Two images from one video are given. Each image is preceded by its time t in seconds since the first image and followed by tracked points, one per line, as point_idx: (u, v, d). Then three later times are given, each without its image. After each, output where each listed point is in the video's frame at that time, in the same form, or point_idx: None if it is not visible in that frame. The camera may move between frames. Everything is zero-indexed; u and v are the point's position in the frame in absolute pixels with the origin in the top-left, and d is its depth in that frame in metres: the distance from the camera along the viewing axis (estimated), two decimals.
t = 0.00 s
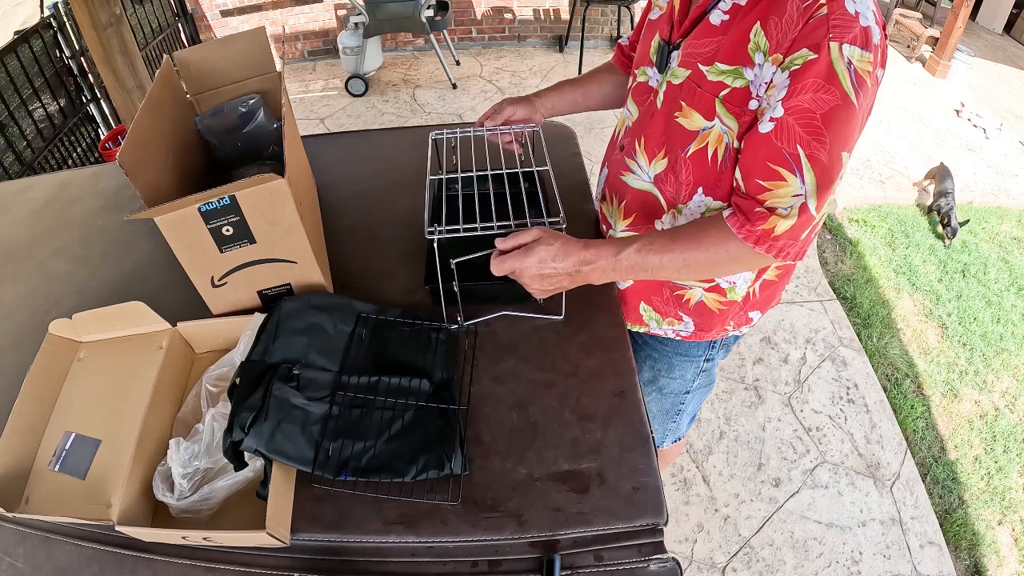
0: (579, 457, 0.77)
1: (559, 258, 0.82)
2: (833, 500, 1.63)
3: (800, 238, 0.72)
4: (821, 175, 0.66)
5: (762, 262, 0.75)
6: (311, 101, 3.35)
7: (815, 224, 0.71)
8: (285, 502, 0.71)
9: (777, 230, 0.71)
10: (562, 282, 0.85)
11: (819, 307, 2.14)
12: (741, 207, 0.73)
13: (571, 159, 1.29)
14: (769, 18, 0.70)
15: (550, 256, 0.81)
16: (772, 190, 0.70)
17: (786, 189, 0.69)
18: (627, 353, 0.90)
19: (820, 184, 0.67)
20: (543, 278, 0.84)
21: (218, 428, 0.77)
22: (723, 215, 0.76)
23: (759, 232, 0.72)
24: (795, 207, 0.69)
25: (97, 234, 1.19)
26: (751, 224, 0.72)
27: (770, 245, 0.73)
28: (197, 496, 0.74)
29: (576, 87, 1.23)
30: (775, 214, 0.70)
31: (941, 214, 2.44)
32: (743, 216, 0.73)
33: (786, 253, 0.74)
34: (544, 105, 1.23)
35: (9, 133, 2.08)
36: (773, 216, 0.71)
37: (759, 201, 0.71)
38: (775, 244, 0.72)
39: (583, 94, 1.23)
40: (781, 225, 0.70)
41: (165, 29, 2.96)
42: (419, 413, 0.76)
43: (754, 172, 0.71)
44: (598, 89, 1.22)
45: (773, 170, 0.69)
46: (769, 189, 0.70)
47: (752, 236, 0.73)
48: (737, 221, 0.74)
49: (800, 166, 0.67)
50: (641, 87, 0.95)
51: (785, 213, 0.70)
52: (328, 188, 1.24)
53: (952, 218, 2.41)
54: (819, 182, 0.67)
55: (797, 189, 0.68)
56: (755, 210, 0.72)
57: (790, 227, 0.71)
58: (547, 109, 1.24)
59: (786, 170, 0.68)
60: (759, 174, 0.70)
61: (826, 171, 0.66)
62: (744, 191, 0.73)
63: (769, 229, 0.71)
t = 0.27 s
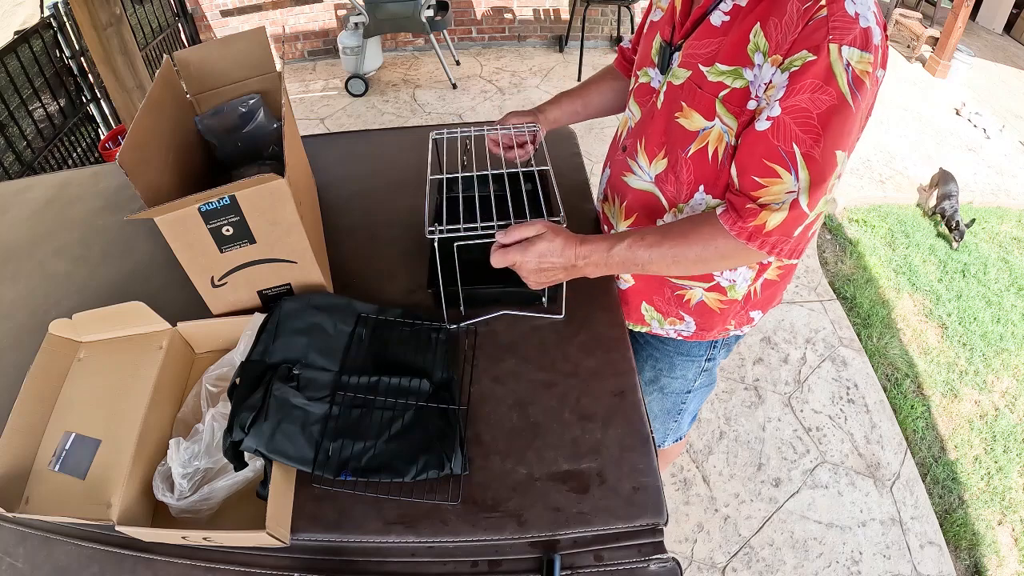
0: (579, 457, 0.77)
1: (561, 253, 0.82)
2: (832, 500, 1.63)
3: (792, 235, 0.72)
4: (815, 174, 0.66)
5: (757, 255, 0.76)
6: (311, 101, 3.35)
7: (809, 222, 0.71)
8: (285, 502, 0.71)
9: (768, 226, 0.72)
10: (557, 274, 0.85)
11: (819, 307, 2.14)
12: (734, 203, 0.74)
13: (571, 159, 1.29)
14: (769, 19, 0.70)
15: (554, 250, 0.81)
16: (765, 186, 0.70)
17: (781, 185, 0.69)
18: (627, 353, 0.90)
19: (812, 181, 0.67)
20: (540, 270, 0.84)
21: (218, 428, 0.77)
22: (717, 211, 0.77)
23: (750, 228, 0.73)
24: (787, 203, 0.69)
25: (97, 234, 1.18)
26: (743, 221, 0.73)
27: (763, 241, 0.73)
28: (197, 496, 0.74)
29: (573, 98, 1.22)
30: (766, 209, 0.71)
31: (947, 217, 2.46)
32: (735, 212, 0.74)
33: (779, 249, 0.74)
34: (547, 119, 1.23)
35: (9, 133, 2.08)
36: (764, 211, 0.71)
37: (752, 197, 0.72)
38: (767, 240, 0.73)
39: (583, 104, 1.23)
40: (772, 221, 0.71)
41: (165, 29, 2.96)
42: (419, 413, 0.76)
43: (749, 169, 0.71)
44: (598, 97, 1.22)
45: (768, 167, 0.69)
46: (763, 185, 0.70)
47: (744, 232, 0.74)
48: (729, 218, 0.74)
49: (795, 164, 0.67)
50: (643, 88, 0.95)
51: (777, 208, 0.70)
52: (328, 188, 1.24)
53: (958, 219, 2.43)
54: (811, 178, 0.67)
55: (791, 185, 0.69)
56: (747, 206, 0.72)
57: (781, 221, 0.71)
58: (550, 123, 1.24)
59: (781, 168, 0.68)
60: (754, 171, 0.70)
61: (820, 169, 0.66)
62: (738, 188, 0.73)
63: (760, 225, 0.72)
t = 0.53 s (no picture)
0: (579, 457, 0.77)
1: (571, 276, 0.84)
2: (833, 500, 1.63)
3: (802, 236, 0.72)
4: (821, 173, 0.66)
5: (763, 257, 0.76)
6: (311, 101, 3.35)
7: (817, 222, 0.71)
8: (286, 501, 0.71)
9: (777, 228, 0.71)
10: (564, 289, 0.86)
11: (819, 307, 2.14)
12: (740, 205, 0.74)
13: (570, 158, 1.29)
14: (769, 18, 0.70)
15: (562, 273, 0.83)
16: (773, 187, 0.70)
17: (788, 186, 0.69)
18: (627, 353, 0.90)
19: (820, 181, 0.67)
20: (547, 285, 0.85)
21: (218, 428, 0.77)
22: (724, 214, 0.77)
23: (759, 231, 0.73)
24: (795, 204, 0.69)
25: (97, 234, 1.18)
26: (751, 224, 0.73)
27: (772, 244, 0.73)
28: (197, 496, 0.74)
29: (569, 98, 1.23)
30: (775, 211, 0.71)
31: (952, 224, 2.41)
32: (742, 215, 0.73)
33: (789, 252, 0.74)
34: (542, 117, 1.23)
35: (9, 133, 2.08)
36: (773, 213, 0.71)
37: (759, 199, 0.72)
38: (777, 242, 0.73)
39: (579, 105, 1.23)
40: (781, 222, 0.71)
41: (165, 30, 2.97)
42: (419, 413, 0.76)
43: (754, 170, 0.71)
44: (594, 99, 1.22)
45: (774, 168, 0.69)
46: (770, 187, 0.70)
47: (753, 235, 0.73)
48: (737, 221, 0.74)
49: (801, 164, 0.67)
50: (643, 89, 0.95)
51: (785, 210, 0.70)
52: (328, 188, 1.24)
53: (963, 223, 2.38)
54: (818, 179, 0.67)
55: (798, 186, 0.68)
56: (755, 209, 0.72)
57: (789, 223, 0.71)
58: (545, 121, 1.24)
59: (787, 168, 0.68)
60: (760, 173, 0.70)
61: (825, 169, 0.66)
62: (744, 189, 0.73)
63: (769, 228, 0.72)
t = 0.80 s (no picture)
0: (579, 456, 0.77)
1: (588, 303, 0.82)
2: (833, 500, 1.63)
3: (808, 240, 0.72)
4: (826, 176, 0.66)
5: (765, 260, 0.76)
6: (311, 101, 3.35)
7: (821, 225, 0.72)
8: (285, 501, 0.71)
9: (784, 233, 0.71)
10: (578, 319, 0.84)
11: (819, 307, 2.14)
12: (745, 211, 0.74)
13: (570, 158, 1.29)
14: (770, 19, 0.70)
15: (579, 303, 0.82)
16: (778, 191, 0.70)
17: (793, 190, 0.69)
18: (627, 353, 0.90)
19: (825, 185, 0.67)
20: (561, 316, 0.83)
21: (218, 428, 0.77)
22: (728, 220, 0.77)
23: (767, 237, 0.72)
24: (800, 208, 0.69)
25: (97, 234, 1.19)
26: (758, 230, 0.73)
27: (780, 248, 0.73)
28: (196, 496, 0.74)
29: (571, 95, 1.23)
30: (781, 216, 0.71)
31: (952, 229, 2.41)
32: (749, 220, 0.73)
33: (796, 255, 0.74)
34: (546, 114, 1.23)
35: (9, 133, 2.08)
36: (779, 218, 0.71)
37: (764, 203, 0.71)
38: (784, 247, 0.73)
39: (581, 101, 1.23)
40: (788, 228, 0.71)
41: (165, 30, 2.97)
42: (419, 413, 0.76)
43: (758, 174, 0.71)
44: (595, 95, 1.22)
45: (778, 171, 0.69)
46: (775, 190, 0.70)
47: (761, 241, 0.73)
48: (743, 228, 0.74)
49: (806, 167, 0.67)
50: (642, 87, 0.95)
51: (791, 213, 0.70)
52: (329, 188, 1.24)
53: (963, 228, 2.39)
54: (824, 183, 0.67)
55: (803, 190, 0.68)
56: (762, 215, 0.72)
57: (796, 228, 0.71)
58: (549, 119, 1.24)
59: (792, 171, 0.68)
60: (764, 176, 0.70)
61: (830, 172, 0.66)
62: (748, 193, 0.73)
63: (776, 233, 0.72)
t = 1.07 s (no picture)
0: (579, 457, 0.77)
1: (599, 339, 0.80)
2: (833, 500, 1.63)
3: (808, 249, 0.71)
4: (825, 184, 0.66)
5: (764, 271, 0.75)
6: (311, 101, 3.35)
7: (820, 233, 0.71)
8: (286, 501, 0.71)
9: (785, 243, 0.70)
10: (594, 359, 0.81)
11: (819, 307, 2.14)
12: (744, 220, 0.73)
13: (570, 158, 1.29)
14: (771, 23, 0.70)
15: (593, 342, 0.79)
16: (777, 198, 0.69)
17: (792, 197, 0.68)
18: (627, 353, 0.90)
19: (824, 193, 0.67)
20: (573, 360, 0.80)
21: (218, 428, 0.77)
22: (728, 231, 0.76)
23: (768, 248, 0.72)
24: (801, 215, 0.68)
25: (97, 234, 1.19)
26: (759, 242, 0.72)
27: (780, 258, 0.72)
28: (196, 496, 0.74)
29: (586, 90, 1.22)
30: (781, 224, 0.70)
31: (954, 232, 2.40)
32: (749, 231, 0.72)
33: (796, 264, 0.73)
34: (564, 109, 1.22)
35: (9, 133, 2.08)
36: (779, 227, 0.70)
37: (763, 210, 0.70)
38: (785, 257, 0.72)
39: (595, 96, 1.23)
40: (788, 237, 0.70)
41: (165, 30, 2.97)
42: (419, 413, 0.76)
43: (757, 181, 0.70)
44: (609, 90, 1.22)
45: (778, 178, 0.68)
46: (774, 197, 0.69)
47: (762, 252, 0.72)
48: (744, 240, 0.73)
49: (806, 174, 0.66)
50: (640, 86, 0.95)
51: (791, 221, 0.69)
52: (329, 187, 1.24)
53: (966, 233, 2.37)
54: (823, 191, 0.67)
55: (803, 197, 0.68)
56: (761, 224, 0.71)
57: (797, 237, 0.70)
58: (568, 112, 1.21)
59: (792, 179, 0.67)
60: (763, 183, 0.69)
61: (829, 179, 0.66)
62: (746, 200, 0.72)
63: (777, 243, 0.71)
